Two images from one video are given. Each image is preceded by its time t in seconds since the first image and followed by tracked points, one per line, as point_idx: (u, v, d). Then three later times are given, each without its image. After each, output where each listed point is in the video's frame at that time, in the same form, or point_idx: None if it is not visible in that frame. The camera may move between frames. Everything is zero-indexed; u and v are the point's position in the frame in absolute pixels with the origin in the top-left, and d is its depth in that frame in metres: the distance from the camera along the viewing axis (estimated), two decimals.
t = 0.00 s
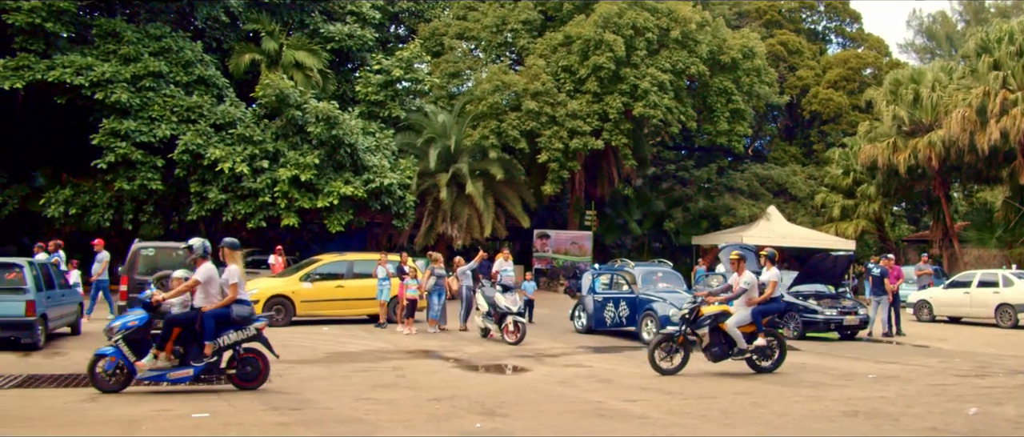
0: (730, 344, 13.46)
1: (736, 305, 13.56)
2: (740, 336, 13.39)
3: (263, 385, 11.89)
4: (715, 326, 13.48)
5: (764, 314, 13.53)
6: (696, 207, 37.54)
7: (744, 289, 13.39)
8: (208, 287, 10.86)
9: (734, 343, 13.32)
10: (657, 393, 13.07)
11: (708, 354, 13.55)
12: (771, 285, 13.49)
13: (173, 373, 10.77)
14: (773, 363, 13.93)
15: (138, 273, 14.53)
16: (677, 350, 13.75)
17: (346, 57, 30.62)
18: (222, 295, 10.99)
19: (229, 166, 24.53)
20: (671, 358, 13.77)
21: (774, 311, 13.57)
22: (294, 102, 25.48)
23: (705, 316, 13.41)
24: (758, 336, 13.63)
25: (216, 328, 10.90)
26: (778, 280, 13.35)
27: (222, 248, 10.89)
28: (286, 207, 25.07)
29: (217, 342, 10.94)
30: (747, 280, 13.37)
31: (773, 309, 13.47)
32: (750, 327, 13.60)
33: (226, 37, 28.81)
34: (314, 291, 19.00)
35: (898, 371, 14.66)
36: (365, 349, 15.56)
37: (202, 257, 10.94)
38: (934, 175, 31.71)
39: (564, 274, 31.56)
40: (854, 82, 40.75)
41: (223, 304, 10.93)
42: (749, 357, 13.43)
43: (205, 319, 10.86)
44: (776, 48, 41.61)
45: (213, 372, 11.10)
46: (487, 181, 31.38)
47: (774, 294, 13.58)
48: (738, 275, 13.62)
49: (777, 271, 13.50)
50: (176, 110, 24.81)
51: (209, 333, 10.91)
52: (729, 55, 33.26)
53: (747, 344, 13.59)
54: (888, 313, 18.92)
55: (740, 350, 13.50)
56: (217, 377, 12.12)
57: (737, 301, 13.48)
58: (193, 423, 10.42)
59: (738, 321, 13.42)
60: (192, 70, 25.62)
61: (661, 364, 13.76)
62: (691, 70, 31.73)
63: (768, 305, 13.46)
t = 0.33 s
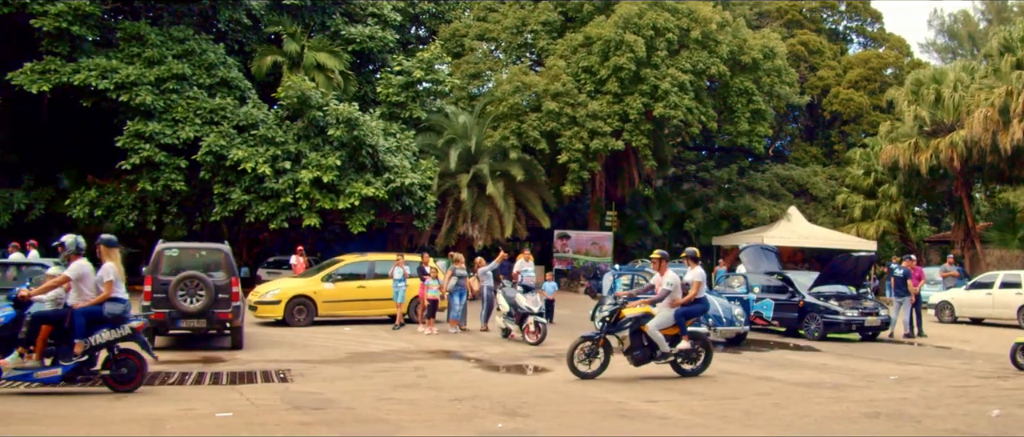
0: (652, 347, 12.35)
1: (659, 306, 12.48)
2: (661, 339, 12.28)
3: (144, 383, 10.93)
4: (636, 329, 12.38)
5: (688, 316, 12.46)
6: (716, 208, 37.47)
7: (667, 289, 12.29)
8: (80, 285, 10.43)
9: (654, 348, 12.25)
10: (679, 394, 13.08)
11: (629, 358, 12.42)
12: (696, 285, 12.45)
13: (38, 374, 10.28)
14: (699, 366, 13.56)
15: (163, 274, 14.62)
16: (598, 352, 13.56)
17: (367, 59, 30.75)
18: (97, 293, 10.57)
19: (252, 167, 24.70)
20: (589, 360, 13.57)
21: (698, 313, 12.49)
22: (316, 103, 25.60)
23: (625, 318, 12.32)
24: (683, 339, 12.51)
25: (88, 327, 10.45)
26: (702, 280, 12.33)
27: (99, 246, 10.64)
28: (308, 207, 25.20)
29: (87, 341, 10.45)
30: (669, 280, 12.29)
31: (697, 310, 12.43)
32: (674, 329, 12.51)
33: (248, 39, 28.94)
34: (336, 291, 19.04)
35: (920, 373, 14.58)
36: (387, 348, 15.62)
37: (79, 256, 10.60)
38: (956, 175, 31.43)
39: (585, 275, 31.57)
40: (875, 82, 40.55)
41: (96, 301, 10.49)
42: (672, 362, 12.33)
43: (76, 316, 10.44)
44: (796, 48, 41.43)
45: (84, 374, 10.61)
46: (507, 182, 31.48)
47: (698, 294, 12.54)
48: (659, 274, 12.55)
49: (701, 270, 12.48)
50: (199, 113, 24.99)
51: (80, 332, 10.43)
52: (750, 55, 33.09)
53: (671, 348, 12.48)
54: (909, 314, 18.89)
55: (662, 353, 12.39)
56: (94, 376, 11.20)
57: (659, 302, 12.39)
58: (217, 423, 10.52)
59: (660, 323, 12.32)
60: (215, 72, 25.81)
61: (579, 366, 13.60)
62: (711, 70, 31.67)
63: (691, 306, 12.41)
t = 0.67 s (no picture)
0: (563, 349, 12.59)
1: (570, 307, 12.72)
2: (573, 340, 12.54)
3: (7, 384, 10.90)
4: (546, 330, 12.62)
5: (598, 317, 12.75)
6: (737, 208, 37.38)
7: (577, 290, 12.61)
8: None
9: (566, 350, 12.46)
10: (700, 395, 13.08)
11: (540, 360, 12.62)
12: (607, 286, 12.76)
13: None
14: (613, 369, 13.16)
15: (186, 274, 14.63)
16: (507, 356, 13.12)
17: (387, 61, 30.86)
18: None
19: (274, 168, 24.84)
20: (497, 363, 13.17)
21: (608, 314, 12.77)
22: (337, 105, 25.67)
23: (535, 320, 12.56)
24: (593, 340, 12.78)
25: None
26: (614, 281, 12.66)
27: None
28: (329, 208, 25.31)
29: None
30: (580, 281, 12.60)
31: (608, 311, 12.75)
32: (586, 331, 12.75)
33: (269, 42, 29.04)
34: (357, 292, 19.14)
35: (943, 373, 14.51)
36: (408, 349, 15.70)
37: None
38: (977, 175, 31.14)
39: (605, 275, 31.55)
40: (896, 81, 40.33)
41: None
42: (583, 363, 12.60)
43: None
44: (816, 47, 41.28)
45: None
46: (527, 182, 31.48)
47: (610, 296, 12.87)
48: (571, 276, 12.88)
49: (612, 272, 12.79)
50: (222, 115, 25.20)
51: None
52: (770, 55, 32.98)
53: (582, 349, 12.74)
54: (931, 316, 18.82)
55: (573, 355, 12.65)
56: None
57: (569, 303, 12.65)
58: (241, 424, 10.60)
59: (571, 324, 12.59)
60: (237, 75, 25.98)
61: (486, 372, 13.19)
62: (732, 70, 31.57)
63: (603, 306, 12.73)
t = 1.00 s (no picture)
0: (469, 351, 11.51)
1: (475, 306, 11.65)
2: (479, 342, 11.47)
3: None
4: (450, 331, 11.52)
5: (507, 316, 11.70)
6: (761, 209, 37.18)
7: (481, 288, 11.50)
8: None
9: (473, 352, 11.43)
10: (725, 396, 13.06)
11: (444, 363, 11.53)
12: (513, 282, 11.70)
13: None
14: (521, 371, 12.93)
15: (213, 274, 14.75)
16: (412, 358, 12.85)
17: (411, 62, 30.97)
18: None
19: (300, 169, 25.00)
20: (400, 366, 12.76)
21: (517, 312, 11.73)
22: (362, 106, 25.79)
23: (437, 321, 11.44)
24: (501, 340, 11.71)
25: None
26: (520, 277, 11.61)
27: None
28: (355, 209, 25.43)
29: None
30: (484, 278, 11.47)
31: (516, 309, 11.68)
32: (492, 331, 11.67)
33: (294, 43, 29.22)
34: (382, 292, 19.22)
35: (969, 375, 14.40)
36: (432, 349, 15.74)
37: None
38: (1005, 175, 30.68)
39: (629, 276, 31.53)
40: (921, 81, 40.09)
41: None
42: (494, 366, 11.56)
43: None
44: (841, 47, 41.07)
45: None
46: (552, 182, 31.44)
47: (516, 292, 11.78)
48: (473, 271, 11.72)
49: (519, 267, 11.79)
50: (249, 116, 25.39)
51: None
52: (795, 55, 32.89)
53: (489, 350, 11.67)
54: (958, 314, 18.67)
55: (481, 357, 11.59)
56: None
57: (474, 302, 11.56)
58: (268, 422, 10.66)
59: (476, 324, 11.48)
60: (264, 76, 26.21)
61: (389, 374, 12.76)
62: (756, 70, 31.47)
63: (510, 304, 11.65)
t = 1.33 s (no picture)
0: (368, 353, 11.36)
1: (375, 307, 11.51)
2: (377, 343, 11.30)
3: None
4: (347, 333, 11.43)
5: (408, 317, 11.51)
6: (788, 209, 37.04)
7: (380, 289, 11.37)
8: None
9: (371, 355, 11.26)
10: (753, 396, 13.04)
11: (343, 365, 11.43)
12: (415, 283, 11.56)
13: None
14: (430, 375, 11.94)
15: (243, 275, 14.87)
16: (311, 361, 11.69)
17: (438, 63, 31.21)
18: None
19: (328, 171, 25.02)
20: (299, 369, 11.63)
21: (418, 313, 11.53)
22: (389, 107, 25.93)
23: (335, 321, 11.36)
24: (401, 342, 11.50)
25: None
26: (423, 278, 11.46)
27: None
28: (382, 210, 25.56)
29: None
30: (383, 278, 11.34)
31: (418, 310, 11.53)
32: (393, 332, 11.51)
33: (322, 46, 29.45)
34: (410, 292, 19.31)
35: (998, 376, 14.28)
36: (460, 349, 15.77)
37: None
38: None
39: (656, 276, 31.55)
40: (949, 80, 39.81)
41: None
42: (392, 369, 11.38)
43: None
44: (868, 46, 40.83)
45: None
46: (579, 183, 31.24)
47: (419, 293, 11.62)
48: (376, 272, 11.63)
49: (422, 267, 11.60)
50: (277, 119, 25.56)
51: None
52: (821, 54, 32.84)
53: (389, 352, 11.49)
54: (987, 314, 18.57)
55: (380, 359, 11.40)
56: None
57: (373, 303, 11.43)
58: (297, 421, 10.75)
59: (374, 325, 11.34)
60: (292, 78, 26.52)
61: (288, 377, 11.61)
62: (783, 70, 31.40)
63: (411, 305, 11.50)
